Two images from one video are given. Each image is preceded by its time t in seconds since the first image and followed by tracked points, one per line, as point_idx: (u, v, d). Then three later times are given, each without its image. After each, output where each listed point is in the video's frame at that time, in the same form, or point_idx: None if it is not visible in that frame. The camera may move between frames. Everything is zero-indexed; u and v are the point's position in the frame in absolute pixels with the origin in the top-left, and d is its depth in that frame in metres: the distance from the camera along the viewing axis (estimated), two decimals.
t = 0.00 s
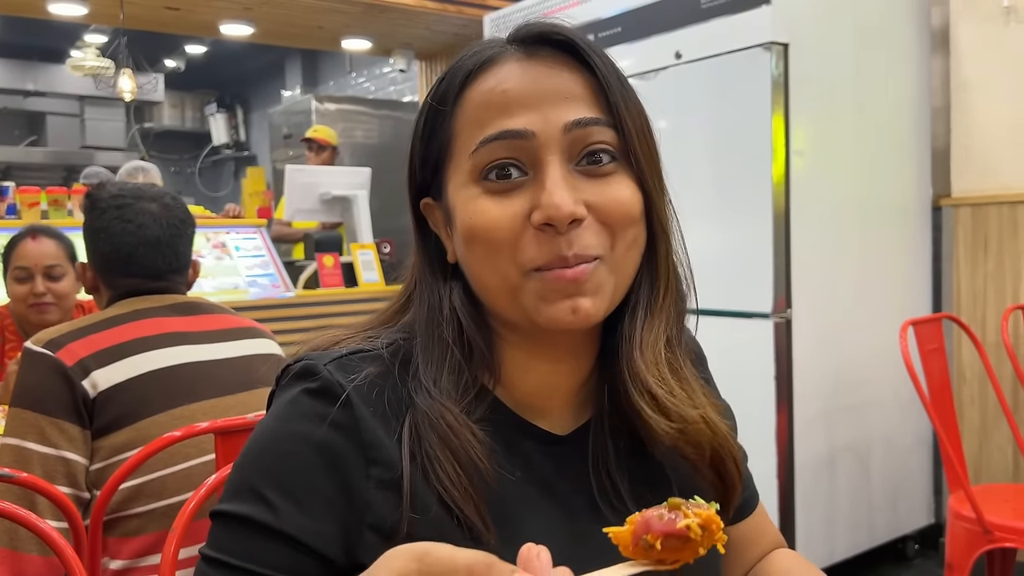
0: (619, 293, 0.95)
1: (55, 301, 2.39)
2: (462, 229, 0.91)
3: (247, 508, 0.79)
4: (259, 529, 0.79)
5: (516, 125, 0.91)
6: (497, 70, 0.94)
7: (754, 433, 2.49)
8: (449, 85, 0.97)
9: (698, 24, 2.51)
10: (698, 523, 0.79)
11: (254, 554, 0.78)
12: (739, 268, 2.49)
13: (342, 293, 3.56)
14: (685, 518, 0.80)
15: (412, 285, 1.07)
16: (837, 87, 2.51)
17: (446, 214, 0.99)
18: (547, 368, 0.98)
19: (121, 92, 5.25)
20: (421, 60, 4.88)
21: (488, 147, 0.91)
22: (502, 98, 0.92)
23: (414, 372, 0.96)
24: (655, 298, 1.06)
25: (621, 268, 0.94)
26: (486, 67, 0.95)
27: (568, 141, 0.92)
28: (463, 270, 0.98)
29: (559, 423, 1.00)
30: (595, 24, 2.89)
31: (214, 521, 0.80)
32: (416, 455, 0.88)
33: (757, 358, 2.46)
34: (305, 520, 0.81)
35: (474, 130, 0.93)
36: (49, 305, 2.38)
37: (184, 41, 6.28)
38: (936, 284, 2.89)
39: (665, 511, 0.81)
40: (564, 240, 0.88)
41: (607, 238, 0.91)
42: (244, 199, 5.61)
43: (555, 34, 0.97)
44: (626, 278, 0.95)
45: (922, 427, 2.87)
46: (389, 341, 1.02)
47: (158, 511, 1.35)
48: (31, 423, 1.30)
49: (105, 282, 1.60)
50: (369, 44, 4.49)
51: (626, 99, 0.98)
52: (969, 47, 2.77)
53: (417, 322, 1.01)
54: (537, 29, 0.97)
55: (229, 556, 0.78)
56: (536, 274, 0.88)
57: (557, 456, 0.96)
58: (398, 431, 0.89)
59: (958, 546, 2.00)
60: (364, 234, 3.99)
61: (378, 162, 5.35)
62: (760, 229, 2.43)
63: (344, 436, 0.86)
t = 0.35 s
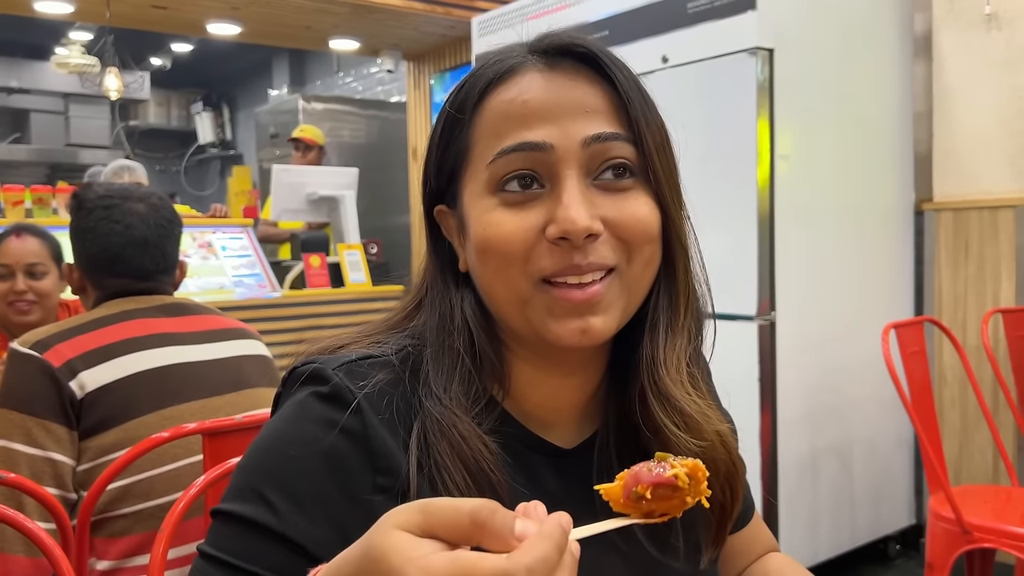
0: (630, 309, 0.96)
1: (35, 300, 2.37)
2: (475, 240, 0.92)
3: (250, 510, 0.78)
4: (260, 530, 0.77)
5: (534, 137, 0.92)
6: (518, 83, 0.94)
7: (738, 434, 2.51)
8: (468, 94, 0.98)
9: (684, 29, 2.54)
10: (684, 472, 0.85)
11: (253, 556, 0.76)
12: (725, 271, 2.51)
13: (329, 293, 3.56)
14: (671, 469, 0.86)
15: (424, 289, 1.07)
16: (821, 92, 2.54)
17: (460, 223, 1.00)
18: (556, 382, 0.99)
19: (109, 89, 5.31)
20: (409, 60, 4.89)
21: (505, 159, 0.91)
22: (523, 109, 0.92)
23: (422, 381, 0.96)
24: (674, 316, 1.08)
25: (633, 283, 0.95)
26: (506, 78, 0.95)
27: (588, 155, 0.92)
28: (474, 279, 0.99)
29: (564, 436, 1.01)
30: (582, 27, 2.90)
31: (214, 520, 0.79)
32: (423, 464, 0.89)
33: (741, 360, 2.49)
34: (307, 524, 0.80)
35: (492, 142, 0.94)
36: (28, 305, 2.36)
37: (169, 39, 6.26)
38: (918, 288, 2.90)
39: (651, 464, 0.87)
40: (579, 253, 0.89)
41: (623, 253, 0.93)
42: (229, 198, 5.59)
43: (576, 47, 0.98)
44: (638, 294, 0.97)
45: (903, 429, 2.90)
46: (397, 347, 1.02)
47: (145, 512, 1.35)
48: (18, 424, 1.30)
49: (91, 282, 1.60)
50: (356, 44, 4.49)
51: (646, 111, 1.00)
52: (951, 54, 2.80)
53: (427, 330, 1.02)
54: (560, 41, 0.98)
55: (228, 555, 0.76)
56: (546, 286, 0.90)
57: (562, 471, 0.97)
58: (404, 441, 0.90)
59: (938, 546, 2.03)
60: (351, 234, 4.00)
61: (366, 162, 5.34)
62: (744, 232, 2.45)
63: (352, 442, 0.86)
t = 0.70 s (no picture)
0: (611, 298, 0.96)
1: (15, 297, 2.36)
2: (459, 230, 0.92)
3: (236, 507, 0.79)
4: (245, 526, 0.78)
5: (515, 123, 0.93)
6: (502, 78, 0.96)
7: (718, 435, 2.54)
8: (451, 92, 0.99)
9: (668, 31, 2.56)
10: (661, 477, 0.88)
11: (238, 551, 0.78)
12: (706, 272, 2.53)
13: (311, 291, 3.56)
14: (649, 473, 0.89)
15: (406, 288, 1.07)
16: (802, 95, 2.57)
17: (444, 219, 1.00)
18: (531, 374, 1.00)
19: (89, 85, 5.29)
20: (394, 60, 4.89)
21: (490, 142, 0.93)
22: (505, 103, 0.94)
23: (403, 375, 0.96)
24: (648, 304, 1.09)
25: (614, 272, 0.95)
26: (489, 76, 0.97)
27: (568, 142, 0.94)
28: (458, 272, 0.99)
29: (538, 429, 1.02)
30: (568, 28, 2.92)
31: (200, 517, 0.80)
32: (404, 457, 0.90)
33: (721, 361, 2.51)
34: (294, 520, 0.81)
35: (474, 135, 0.95)
36: (8, 302, 2.35)
37: (152, 34, 6.24)
38: (896, 290, 2.94)
39: (631, 469, 0.90)
40: (560, 236, 0.89)
41: (601, 241, 0.93)
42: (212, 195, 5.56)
43: (557, 47, 0.99)
44: (618, 284, 0.97)
45: (880, 430, 2.94)
46: (379, 343, 1.02)
47: (125, 508, 1.35)
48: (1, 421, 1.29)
49: (75, 277, 1.60)
50: (342, 43, 4.49)
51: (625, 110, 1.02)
52: (930, 60, 2.83)
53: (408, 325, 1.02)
54: (540, 41, 0.99)
55: (214, 551, 0.77)
56: (533, 272, 0.89)
57: (541, 464, 0.98)
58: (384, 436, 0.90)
59: (912, 545, 2.06)
60: (334, 233, 3.99)
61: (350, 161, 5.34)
62: (726, 234, 2.47)
63: (334, 437, 0.86)
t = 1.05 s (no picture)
0: (510, 280, 0.88)
1: (6, 292, 2.35)
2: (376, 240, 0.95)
3: (220, 514, 0.78)
4: (232, 535, 0.78)
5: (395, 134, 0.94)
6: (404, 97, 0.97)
7: (709, 435, 2.54)
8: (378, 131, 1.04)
9: (661, 32, 2.56)
10: (661, 563, 0.73)
11: (221, 557, 0.77)
12: (698, 273, 2.54)
13: (303, 289, 3.55)
14: (648, 558, 0.74)
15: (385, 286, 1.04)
16: (795, 97, 2.58)
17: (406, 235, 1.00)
18: (490, 373, 0.94)
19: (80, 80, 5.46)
20: (387, 58, 4.89)
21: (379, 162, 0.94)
22: (394, 122, 0.96)
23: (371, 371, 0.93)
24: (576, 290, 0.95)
25: (503, 251, 0.88)
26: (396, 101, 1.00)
27: (438, 139, 0.91)
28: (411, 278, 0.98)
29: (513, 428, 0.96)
30: (561, 28, 2.92)
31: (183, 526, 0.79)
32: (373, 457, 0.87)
33: (712, 361, 2.52)
34: (281, 524, 0.80)
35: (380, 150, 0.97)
36: None
37: (145, 31, 6.22)
38: (887, 292, 2.96)
39: (627, 551, 0.75)
40: (421, 222, 0.87)
41: (477, 217, 0.88)
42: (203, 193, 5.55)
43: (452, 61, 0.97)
44: (509, 266, 0.88)
45: (870, 430, 2.94)
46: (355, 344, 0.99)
47: (115, 503, 1.35)
48: None
49: (68, 271, 1.59)
50: (335, 41, 4.48)
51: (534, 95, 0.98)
52: (920, 62, 2.83)
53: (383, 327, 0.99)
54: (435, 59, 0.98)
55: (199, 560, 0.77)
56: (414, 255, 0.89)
57: (513, 459, 0.93)
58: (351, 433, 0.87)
59: (901, 546, 2.07)
60: (326, 231, 3.99)
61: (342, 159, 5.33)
62: (718, 235, 2.47)
63: (313, 442, 0.84)
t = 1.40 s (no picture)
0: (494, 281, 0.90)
1: (15, 287, 2.36)
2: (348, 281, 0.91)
3: (231, 500, 0.79)
4: (243, 518, 0.79)
5: (339, 183, 0.88)
6: (320, 138, 0.90)
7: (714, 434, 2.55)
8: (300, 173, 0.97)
9: (667, 31, 2.57)
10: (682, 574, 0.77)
11: (230, 540, 0.78)
12: (702, 272, 2.55)
13: (308, 287, 3.56)
14: (670, 568, 0.78)
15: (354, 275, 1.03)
16: (800, 96, 2.58)
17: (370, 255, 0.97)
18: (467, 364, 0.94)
19: (88, 77, 5.51)
20: (392, 57, 4.89)
21: (332, 212, 0.89)
22: (325, 169, 0.89)
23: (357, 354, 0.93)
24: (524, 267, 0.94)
25: (487, 250, 0.89)
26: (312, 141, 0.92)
27: (385, 174, 0.86)
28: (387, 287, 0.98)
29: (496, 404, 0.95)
30: (565, 27, 2.93)
31: (190, 514, 0.80)
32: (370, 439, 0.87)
33: (717, 360, 2.52)
34: (290, 506, 0.81)
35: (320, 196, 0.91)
36: (9, 292, 2.35)
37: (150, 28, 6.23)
38: (892, 292, 2.96)
39: (651, 559, 0.79)
40: (409, 260, 0.85)
41: (459, 229, 0.88)
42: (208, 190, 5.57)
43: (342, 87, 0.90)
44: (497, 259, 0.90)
45: (873, 430, 2.95)
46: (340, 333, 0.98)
47: (127, 496, 1.36)
48: (4, 408, 1.29)
49: (79, 265, 1.60)
50: (340, 39, 4.49)
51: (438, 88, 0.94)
52: (927, 63, 2.83)
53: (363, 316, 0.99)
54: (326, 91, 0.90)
55: (207, 545, 0.78)
56: (404, 291, 0.87)
57: (497, 433, 0.92)
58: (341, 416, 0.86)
59: (904, 545, 2.07)
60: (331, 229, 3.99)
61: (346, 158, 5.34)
62: (723, 235, 2.48)
63: (314, 428, 0.84)
